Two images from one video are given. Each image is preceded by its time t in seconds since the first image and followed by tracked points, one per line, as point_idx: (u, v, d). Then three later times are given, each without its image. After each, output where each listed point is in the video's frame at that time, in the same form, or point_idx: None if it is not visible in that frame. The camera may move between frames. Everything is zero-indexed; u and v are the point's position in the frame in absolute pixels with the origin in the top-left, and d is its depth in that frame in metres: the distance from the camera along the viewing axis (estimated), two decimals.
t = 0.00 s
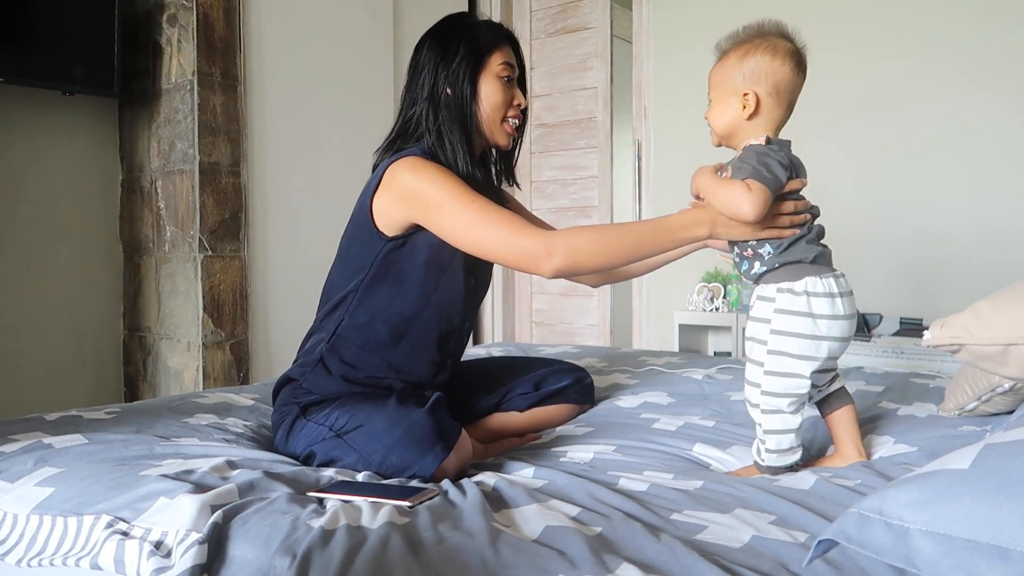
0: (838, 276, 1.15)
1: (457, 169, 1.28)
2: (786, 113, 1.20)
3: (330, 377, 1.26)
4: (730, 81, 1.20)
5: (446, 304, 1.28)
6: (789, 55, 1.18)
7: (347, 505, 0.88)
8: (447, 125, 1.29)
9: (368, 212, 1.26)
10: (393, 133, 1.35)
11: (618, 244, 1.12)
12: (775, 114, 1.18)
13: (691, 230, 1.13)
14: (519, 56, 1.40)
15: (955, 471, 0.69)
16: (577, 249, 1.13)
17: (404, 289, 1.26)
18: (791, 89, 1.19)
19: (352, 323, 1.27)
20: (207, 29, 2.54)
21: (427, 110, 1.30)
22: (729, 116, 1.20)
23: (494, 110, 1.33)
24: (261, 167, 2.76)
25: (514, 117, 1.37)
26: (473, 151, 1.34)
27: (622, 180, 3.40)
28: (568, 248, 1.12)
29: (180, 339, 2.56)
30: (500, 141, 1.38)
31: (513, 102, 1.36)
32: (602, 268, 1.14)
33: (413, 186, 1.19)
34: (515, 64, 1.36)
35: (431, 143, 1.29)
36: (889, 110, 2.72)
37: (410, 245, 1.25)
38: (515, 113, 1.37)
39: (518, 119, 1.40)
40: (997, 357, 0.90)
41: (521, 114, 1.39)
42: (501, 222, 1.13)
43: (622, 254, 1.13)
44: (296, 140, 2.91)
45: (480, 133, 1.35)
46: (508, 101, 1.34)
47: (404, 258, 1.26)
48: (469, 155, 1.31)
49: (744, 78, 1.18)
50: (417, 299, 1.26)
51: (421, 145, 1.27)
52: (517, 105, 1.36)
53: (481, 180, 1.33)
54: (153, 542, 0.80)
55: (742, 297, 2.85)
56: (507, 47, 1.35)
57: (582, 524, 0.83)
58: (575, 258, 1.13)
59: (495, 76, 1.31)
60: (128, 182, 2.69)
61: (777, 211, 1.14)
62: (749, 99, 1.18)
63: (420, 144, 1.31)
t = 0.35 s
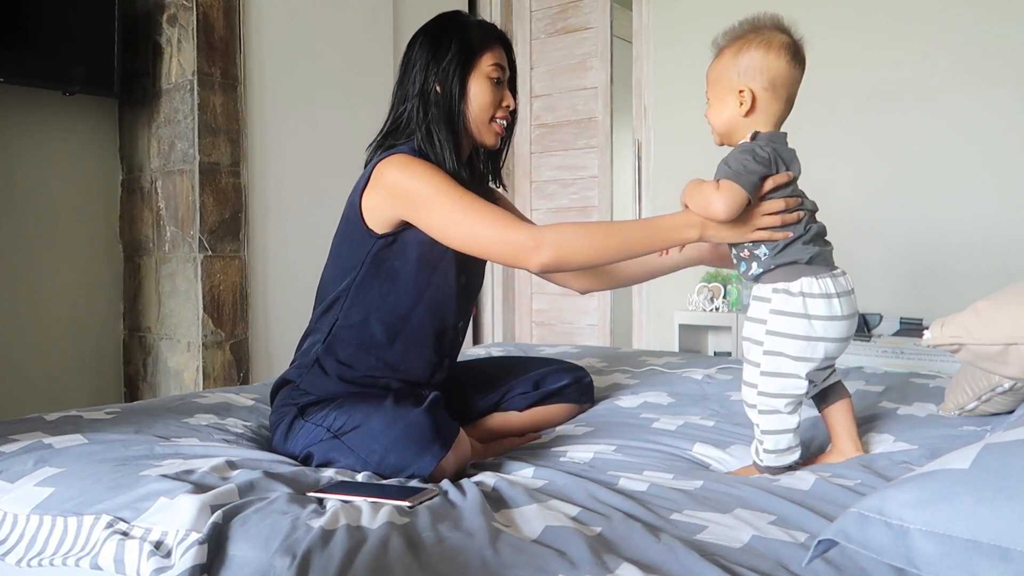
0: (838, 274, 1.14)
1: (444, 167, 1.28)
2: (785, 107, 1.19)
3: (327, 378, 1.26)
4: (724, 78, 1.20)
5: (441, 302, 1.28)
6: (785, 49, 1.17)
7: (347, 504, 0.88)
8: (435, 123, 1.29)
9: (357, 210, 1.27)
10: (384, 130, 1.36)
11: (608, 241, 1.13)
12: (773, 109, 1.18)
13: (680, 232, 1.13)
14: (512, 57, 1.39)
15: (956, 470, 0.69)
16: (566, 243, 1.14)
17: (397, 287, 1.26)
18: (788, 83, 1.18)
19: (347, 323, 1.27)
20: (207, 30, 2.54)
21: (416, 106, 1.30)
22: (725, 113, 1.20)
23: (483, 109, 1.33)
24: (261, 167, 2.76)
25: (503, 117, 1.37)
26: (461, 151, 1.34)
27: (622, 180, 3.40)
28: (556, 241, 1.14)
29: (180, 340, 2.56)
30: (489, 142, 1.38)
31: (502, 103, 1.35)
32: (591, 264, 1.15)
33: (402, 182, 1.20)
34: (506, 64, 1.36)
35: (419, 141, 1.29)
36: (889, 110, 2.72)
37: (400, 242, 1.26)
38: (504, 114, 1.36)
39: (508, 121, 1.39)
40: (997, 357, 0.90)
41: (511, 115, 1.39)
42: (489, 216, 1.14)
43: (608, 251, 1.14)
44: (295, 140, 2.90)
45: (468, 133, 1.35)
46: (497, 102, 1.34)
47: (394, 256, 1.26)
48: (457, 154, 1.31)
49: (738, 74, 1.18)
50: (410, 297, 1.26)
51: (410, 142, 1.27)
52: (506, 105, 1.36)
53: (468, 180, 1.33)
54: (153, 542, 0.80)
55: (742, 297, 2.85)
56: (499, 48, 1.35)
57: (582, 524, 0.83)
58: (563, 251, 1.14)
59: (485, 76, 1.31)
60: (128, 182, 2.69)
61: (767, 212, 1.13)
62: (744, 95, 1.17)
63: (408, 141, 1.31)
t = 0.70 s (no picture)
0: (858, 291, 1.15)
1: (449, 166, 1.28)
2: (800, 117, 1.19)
3: (330, 377, 1.26)
4: (743, 91, 1.18)
5: (445, 301, 1.29)
6: (799, 55, 1.16)
7: (347, 505, 0.88)
8: (439, 123, 1.29)
9: (363, 207, 1.27)
10: (388, 130, 1.35)
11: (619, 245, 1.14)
12: (792, 119, 1.18)
13: (693, 240, 1.15)
14: (514, 55, 1.39)
15: (956, 470, 0.69)
16: (577, 243, 1.15)
17: (400, 286, 1.26)
18: (804, 91, 1.17)
19: (351, 320, 1.27)
20: (207, 29, 2.54)
21: (420, 106, 1.30)
22: (749, 127, 1.18)
23: (486, 108, 1.33)
24: (261, 167, 2.76)
25: (506, 116, 1.37)
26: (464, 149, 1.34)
27: (622, 180, 3.40)
28: (569, 242, 1.15)
29: (180, 340, 2.56)
30: (493, 141, 1.38)
31: (505, 102, 1.35)
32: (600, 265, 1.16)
33: (411, 182, 1.19)
34: (508, 63, 1.36)
35: (424, 141, 1.29)
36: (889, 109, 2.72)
37: (407, 239, 1.26)
38: (506, 113, 1.36)
39: (511, 119, 1.39)
40: (998, 356, 0.90)
41: (513, 113, 1.39)
42: (503, 216, 1.15)
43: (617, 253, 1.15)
44: (295, 140, 2.90)
45: (472, 131, 1.35)
46: (500, 100, 1.34)
47: (401, 252, 1.26)
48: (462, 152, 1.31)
49: (758, 86, 1.17)
50: (415, 295, 1.26)
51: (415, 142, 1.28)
52: (508, 104, 1.36)
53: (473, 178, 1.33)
54: (153, 542, 0.80)
55: (742, 297, 2.85)
56: (500, 46, 1.35)
57: (582, 524, 0.83)
58: (575, 253, 1.16)
59: (487, 75, 1.31)
60: (128, 182, 2.69)
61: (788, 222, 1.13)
62: (766, 109, 1.16)
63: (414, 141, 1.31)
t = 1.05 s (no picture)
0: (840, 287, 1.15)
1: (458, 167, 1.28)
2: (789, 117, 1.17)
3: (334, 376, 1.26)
4: (728, 93, 1.17)
5: (451, 302, 1.29)
6: (795, 58, 1.14)
7: (347, 505, 0.88)
8: (448, 123, 1.29)
9: (370, 204, 1.27)
10: (398, 127, 1.36)
11: (618, 256, 1.13)
12: (779, 120, 1.16)
13: (696, 240, 1.14)
14: (526, 56, 1.39)
15: (956, 471, 0.69)
16: (576, 254, 1.14)
17: (407, 287, 1.27)
18: (792, 93, 1.15)
19: (357, 318, 1.27)
20: (207, 29, 2.54)
21: (430, 106, 1.30)
22: (733, 128, 1.17)
23: (495, 110, 1.33)
24: (261, 167, 2.76)
25: (515, 118, 1.36)
26: (473, 150, 1.34)
27: (622, 180, 3.40)
28: (569, 252, 1.13)
29: (180, 340, 2.56)
30: (501, 142, 1.38)
31: (514, 104, 1.35)
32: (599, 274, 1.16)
33: (418, 184, 1.19)
34: (519, 65, 1.36)
35: (433, 141, 1.29)
36: (889, 109, 2.72)
37: (414, 239, 1.26)
38: (516, 115, 1.36)
39: (520, 120, 1.39)
40: (998, 357, 0.90)
41: (523, 115, 1.38)
42: (503, 225, 1.14)
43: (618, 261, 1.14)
44: (295, 140, 2.90)
45: (481, 132, 1.35)
46: (509, 102, 1.34)
47: (408, 252, 1.27)
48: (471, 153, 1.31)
49: (744, 88, 1.15)
50: (421, 296, 1.27)
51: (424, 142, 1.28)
52: (518, 106, 1.35)
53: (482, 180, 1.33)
54: (153, 542, 0.80)
55: (742, 297, 2.85)
56: (511, 47, 1.35)
57: (582, 524, 0.83)
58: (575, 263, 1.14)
59: (497, 76, 1.31)
60: (128, 182, 2.69)
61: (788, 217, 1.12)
62: (751, 112, 1.15)
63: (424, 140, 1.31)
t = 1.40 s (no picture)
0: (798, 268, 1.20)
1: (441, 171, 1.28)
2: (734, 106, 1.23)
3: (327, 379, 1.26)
4: (683, 91, 1.20)
5: (439, 302, 1.29)
6: (731, 51, 1.20)
7: (347, 505, 0.88)
8: (432, 126, 1.29)
9: (354, 209, 1.28)
10: (384, 127, 1.36)
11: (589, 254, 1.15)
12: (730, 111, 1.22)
13: (661, 227, 1.15)
14: (513, 63, 1.39)
15: (955, 471, 0.69)
16: (547, 253, 1.15)
17: (394, 288, 1.27)
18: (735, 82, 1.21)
19: (347, 324, 1.27)
20: (207, 29, 2.54)
21: (416, 107, 1.30)
22: (694, 124, 1.21)
23: (477, 116, 1.33)
24: (261, 167, 2.76)
25: (496, 125, 1.36)
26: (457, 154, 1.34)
27: (622, 180, 3.40)
28: (538, 252, 1.14)
29: (180, 340, 2.56)
30: (481, 147, 1.38)
31: (496, 110, 1.35)
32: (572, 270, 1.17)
33: (396, 186, 1.20)
34: (505, 70, 1.36)
35: (416, 143, 1.29)
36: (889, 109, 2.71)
37: (397, 243, 1.27)
38: (497, 121, 1.36)
39: (501, 127, 1.39)
40: (997, 356, 0.90)
41: (504, 122, 1.38)
42: (475, 227, 1.14)
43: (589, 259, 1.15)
44: (295, 140, 2.90)
45: (464, 137, 1.35)
46: (490, 108, 1.34)
47: (393, 256, 1.27)
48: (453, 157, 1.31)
49: (699, 86, 1.19)
50: (409, 297, 1.27)
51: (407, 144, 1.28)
52: (500, 113, 1.36)
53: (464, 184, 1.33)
54: (153, 542, 0.80)
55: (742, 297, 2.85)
56: (498, 53, 1.35)
57: (582, 524, 0.83)
58: (545, 262, 1.15)
59: (480, 81, 1.31)
60: (128, 182, 2.69)
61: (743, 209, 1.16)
62: (712, 106, 1.19)
63: (407, 142, 1.31)
